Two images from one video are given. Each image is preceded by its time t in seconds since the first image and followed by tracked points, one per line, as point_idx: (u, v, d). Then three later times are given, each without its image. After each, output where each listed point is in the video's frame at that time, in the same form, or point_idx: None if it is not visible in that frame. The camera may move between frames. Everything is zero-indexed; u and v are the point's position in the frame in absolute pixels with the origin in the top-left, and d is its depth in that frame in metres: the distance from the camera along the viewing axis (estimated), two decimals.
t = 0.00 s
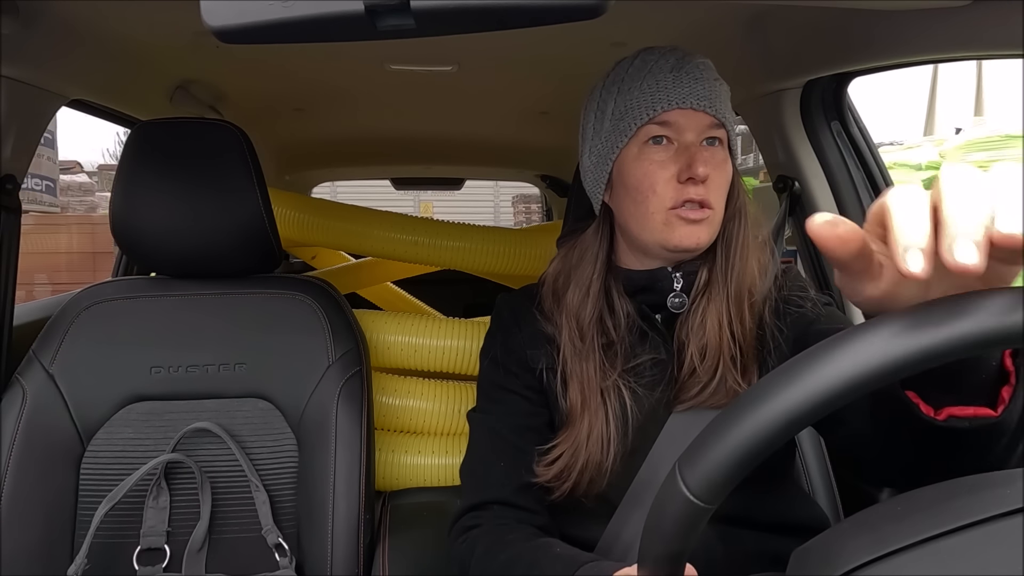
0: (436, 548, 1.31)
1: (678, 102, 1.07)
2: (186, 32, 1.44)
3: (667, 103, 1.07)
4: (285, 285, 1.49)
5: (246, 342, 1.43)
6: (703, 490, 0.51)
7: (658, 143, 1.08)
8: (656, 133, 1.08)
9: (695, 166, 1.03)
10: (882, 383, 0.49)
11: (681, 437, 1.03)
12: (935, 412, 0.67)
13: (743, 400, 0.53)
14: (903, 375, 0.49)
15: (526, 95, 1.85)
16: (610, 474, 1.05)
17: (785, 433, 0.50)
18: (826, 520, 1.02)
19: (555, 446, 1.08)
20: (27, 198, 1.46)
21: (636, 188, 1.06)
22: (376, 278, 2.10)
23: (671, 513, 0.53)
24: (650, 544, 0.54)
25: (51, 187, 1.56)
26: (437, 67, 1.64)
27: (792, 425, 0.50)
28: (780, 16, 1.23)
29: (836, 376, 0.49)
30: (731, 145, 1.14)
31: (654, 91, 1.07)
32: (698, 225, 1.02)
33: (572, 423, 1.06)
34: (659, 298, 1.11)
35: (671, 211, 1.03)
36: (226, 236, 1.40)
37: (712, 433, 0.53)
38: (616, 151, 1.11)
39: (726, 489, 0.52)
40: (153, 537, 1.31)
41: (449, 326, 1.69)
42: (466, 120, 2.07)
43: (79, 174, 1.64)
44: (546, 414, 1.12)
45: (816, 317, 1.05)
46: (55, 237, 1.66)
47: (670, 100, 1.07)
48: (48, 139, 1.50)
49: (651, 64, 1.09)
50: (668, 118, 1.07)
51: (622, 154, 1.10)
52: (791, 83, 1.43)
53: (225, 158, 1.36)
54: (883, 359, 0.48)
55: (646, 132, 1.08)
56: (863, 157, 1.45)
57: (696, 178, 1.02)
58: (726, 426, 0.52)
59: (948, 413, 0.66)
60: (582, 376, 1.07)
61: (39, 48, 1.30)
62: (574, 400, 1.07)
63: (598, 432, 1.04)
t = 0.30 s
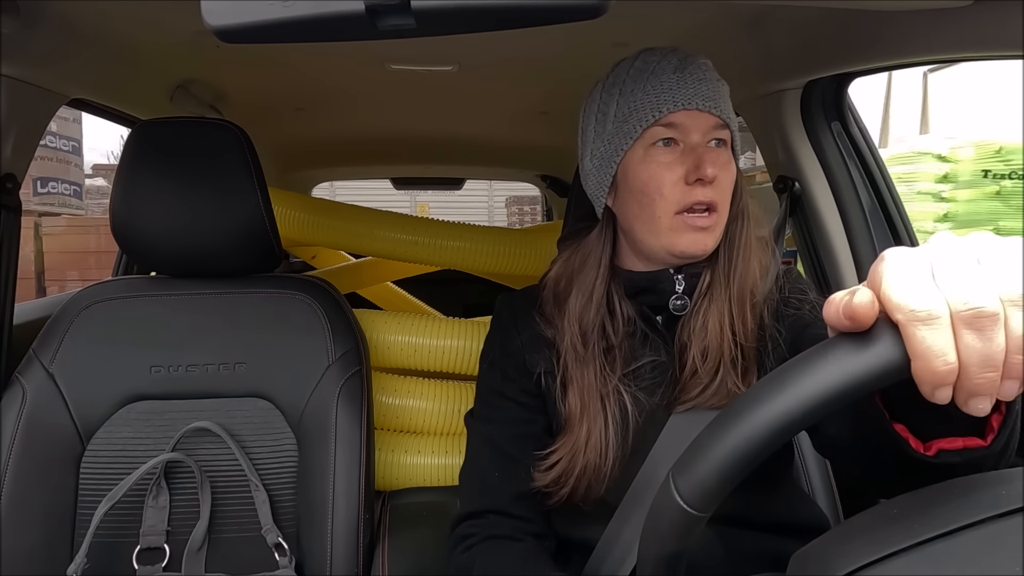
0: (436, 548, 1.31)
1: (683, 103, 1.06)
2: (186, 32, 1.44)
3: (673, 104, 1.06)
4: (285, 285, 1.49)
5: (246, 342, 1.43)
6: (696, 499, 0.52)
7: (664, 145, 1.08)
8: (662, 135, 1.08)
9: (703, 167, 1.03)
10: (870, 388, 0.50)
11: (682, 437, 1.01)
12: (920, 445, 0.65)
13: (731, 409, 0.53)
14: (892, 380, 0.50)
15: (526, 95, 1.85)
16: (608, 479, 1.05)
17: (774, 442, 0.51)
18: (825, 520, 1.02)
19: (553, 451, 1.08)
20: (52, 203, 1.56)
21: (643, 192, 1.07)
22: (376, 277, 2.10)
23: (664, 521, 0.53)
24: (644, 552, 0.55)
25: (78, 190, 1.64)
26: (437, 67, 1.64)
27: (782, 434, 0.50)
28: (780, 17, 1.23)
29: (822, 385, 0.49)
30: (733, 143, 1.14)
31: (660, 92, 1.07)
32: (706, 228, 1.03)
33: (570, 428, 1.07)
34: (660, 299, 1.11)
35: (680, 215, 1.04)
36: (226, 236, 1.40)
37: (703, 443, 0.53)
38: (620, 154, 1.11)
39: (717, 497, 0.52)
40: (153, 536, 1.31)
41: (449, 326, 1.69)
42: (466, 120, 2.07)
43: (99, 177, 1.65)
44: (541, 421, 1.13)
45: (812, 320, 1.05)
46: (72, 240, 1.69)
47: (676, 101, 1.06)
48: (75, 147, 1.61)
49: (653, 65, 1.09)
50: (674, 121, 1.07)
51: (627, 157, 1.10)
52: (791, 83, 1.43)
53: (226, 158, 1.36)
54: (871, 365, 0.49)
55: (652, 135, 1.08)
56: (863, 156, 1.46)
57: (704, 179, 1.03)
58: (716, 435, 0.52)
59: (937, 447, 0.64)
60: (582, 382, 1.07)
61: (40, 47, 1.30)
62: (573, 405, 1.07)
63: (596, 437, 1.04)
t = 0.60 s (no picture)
0: (437, 548, 1.31)
1: (698, 108, 1.06)
2: (186, 32, 1.44)
3: (687, 108, 1.06)
4: (286, 285, 1.49)
5: (246, 343, 1.43)
6: (687, 517, 0.52)
7: (677, 149, 1.07)
8: (675, 139, 1.07)
9: (717, 172, 1.04)
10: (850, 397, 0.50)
11: (681, 438, 1.01)
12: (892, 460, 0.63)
13: (713, 427, 0.52)
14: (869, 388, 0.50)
15: (526, 95, 1.85)
16: (606, 481, 1.05)
17: (759, 456, 0.50)
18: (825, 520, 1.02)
19: (550, 453, 1.08)
20: (77, 204, 1.77)
21: (656, 195, 1.06)
22: (376, 277, 2.10)
23: (657, 532, 0.53)
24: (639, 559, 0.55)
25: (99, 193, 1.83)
26: (437, 67, 1.64)
27: (765, 449, 0.50)
28: (780, 17, 1.23)
29: (803, 399, 0.49)
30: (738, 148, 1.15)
31: (674, 96, 1.07)
32: (716, 233, 1.04)
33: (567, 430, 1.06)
34: (659, 299, 1.10)
35: (692, 219, 1.04)
36: (227, 237, 1.40)
37: (688, 461, 0.52)
38: (631, 156, 1.10)
39: (704, 514, 0.52)
40: (153, 536, 1.31)
41: (449, 326, 1.69)
42: (466, 120, 2.07)
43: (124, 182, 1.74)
44: (536, 424, 1.13)
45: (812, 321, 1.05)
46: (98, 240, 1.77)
47: (690, 105, 1.06)
48: (98, 154, 1.73)
49: (665, 67, 1.09)
50: (688, 125, 1.07)
51: (638, 160, 1.09)
52: (791, 83, 1.43)
53: (229, 159, 1.36)
54: (851, 377, 0.48)
55: (665, 138, 1.08)
56: (864, 155, 1.47)
57: (718, 185, 1.04)
58: (700, 454, 0.52)
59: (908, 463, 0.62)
60: (581, 385, 1.07)
61: (39, 47, 1.30)
62: (571, 408, 1.07)
63: (592, 439, 1.04)
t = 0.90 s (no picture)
0: (437, 548, 1.31)
1: (697, 108, 1.06)
2: (186, 33, 1.44)
3: (686, 108, 1.06)
4: (286, 285, 1.49)
5: (246, 343, 1.43)
6: (688, 518, 0.52)
7: (676, 148, 1.07)
8: (674, 139, 1.07)
9: (716, 172, 1.04)
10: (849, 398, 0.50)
11: (679, 438, 1.01)
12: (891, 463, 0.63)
13: (712, 427, 0.52)
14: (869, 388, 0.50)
15: (525, 95, 1.85)
16: (605, 480, 1.05)
17: (759, 456, 0.50)
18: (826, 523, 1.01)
19: (549, 452, 1.08)
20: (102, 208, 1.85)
21: (655, 194, 1.06)
22: (376, 278, 2.10)
23: (657, 532, 0.53)
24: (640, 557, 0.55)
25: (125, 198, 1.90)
26: (437, 67, 1.64)
27: (765, 450, 0.50)
28: (780, 16, 1.23)
29: (803, 400, 0.49)
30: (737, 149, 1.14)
31: (673, 95, 1.06)
32: (714, 233, 1.04)
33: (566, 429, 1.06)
34: (656, 299, 1.10)
35: (691, 218, 1.04)
36: (227, 237, 1.40)
37: (687, 462, 0.52)
38: (630, 155, 1.10)
39: (705, 514, 0.52)
40: (154, 537, 1.31)
41: (449, 326, 1.69)
42: (466, 120, 2.07)
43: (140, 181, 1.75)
44: (535, 423, 1.13)
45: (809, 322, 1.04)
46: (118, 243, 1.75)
47: (689, 105, 1.06)
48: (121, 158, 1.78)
49: (665, 67, 1.09)
50: (687, 125, 1.07)
51: (637, 159, 1.09)
52: (791, 82, 1.43)
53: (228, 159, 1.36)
54: (852, 377, 0.48)
55: (664, 138, 1.07)
56: (863, 155, 1.46)
57: (717, 185, 1.04)
58: (699, 454, 0.52)
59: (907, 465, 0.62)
60: (580, 385, 1.07)
61: (39, 48, 1.30)
62: (570, 407, 1.07)
63: (592, 438, 1.04)
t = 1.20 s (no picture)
0: (438, 548, 1.31)
1: (683, 105, 1.06)
2: (186, 33, 1.44)
3: (673, 105, 1.06)
4: (286, 286, 1.49)
5: (245, 343, 1.43)
6: (689, 518, 0.52)
7: (662, 145, 1.07)
8: (661, 135, 1.07)
9: (700, 168, 1.03)
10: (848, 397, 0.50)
11: (677, 438, 1.01)
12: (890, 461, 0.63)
13: (711, 428, 0.52)
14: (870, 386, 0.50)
15: (525, 95, 1.85)
16: (603, 475, 1.05)
17: (759, 456, 0.50)
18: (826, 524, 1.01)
19: (548, 447, 1.08)
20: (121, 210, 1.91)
21: (642, 191, 1.06)
22: (376, 278, 2.10)
23: (658, 530, 0.53)
24: (643, 555, 0.55)
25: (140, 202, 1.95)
26: (437, 67, 1.64)
27: (766, 449, 0.50)
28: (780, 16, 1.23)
29: (802, 400, 0.49)
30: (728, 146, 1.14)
31: (660, 93, 1.07)
32: (701, 229, 1.03)
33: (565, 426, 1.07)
34: (653, 298, 1.10)
35: (676, 215, 1.03)
36: (227, 237, 1.40)
37: (687, 462, 0.52)
38: (619, 153, 1.10)
39: (706, 514, 0.52)
40: (154, 537, 1.31)
41: (449, 327, 1.69)
42: (465, 121, 2.07)
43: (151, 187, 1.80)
44: (533, 421, 1.13)
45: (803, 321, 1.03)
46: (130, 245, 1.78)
47: (675, 102, 1.06)
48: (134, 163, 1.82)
49: (654, 65, 1.09)
50: (674, 122, 1.07)
51: (626, 157, 1.09)
52: (790, 82, 1.43)
53: (227, 160, 1.36)
54: (851, 377, 0.48)
55: (650, 135, 1.07)
56: (863, 154, 1.45)
57: (701, 180, 1.03)
58: (699, 455, 0.52)
59: (907, 463, 0.62)
60: (579, 378, 1.07)
61: (39, 49, 1.30)
62: (568, 402, 1.07)
63: (592, 434, 1.04)
